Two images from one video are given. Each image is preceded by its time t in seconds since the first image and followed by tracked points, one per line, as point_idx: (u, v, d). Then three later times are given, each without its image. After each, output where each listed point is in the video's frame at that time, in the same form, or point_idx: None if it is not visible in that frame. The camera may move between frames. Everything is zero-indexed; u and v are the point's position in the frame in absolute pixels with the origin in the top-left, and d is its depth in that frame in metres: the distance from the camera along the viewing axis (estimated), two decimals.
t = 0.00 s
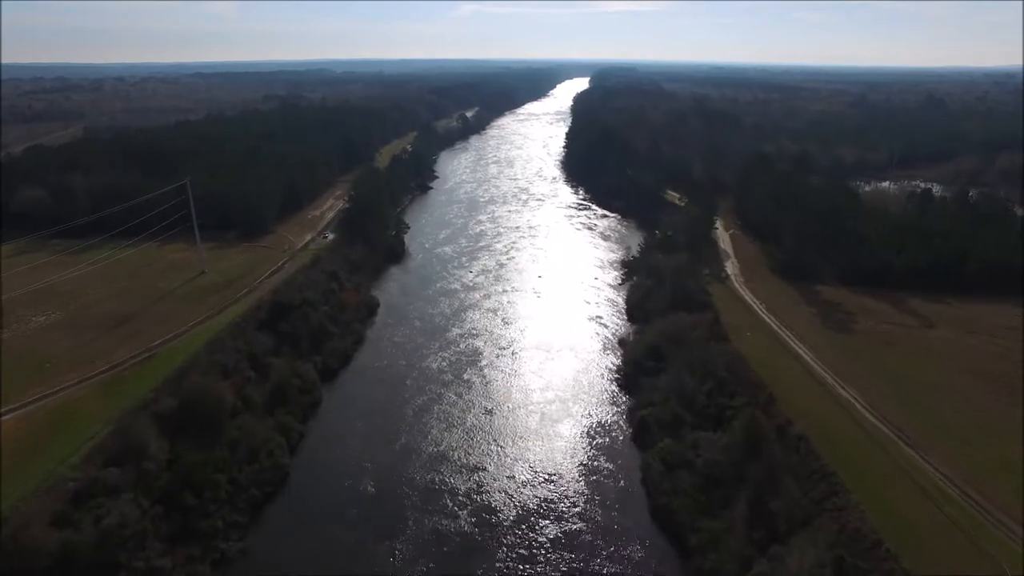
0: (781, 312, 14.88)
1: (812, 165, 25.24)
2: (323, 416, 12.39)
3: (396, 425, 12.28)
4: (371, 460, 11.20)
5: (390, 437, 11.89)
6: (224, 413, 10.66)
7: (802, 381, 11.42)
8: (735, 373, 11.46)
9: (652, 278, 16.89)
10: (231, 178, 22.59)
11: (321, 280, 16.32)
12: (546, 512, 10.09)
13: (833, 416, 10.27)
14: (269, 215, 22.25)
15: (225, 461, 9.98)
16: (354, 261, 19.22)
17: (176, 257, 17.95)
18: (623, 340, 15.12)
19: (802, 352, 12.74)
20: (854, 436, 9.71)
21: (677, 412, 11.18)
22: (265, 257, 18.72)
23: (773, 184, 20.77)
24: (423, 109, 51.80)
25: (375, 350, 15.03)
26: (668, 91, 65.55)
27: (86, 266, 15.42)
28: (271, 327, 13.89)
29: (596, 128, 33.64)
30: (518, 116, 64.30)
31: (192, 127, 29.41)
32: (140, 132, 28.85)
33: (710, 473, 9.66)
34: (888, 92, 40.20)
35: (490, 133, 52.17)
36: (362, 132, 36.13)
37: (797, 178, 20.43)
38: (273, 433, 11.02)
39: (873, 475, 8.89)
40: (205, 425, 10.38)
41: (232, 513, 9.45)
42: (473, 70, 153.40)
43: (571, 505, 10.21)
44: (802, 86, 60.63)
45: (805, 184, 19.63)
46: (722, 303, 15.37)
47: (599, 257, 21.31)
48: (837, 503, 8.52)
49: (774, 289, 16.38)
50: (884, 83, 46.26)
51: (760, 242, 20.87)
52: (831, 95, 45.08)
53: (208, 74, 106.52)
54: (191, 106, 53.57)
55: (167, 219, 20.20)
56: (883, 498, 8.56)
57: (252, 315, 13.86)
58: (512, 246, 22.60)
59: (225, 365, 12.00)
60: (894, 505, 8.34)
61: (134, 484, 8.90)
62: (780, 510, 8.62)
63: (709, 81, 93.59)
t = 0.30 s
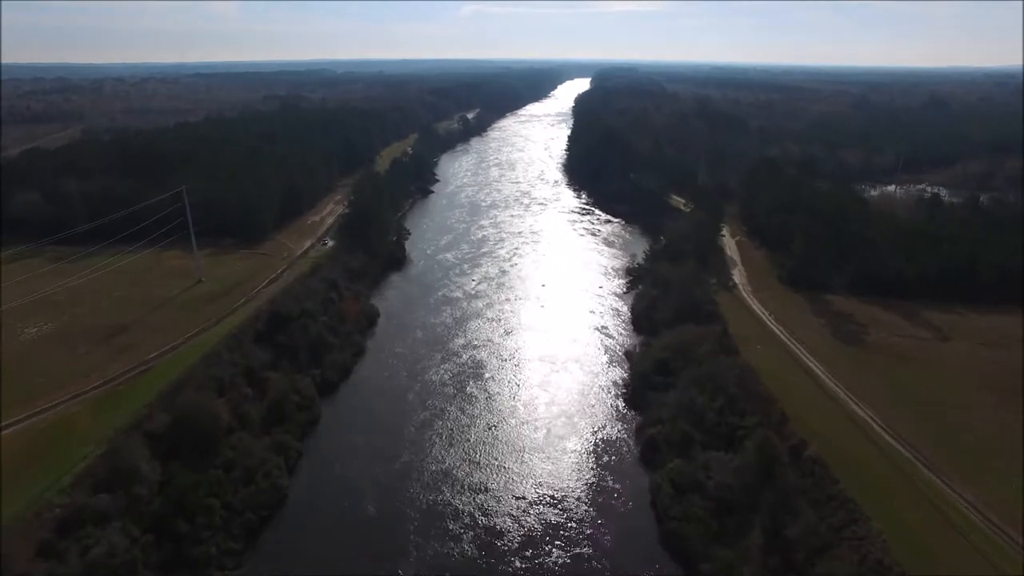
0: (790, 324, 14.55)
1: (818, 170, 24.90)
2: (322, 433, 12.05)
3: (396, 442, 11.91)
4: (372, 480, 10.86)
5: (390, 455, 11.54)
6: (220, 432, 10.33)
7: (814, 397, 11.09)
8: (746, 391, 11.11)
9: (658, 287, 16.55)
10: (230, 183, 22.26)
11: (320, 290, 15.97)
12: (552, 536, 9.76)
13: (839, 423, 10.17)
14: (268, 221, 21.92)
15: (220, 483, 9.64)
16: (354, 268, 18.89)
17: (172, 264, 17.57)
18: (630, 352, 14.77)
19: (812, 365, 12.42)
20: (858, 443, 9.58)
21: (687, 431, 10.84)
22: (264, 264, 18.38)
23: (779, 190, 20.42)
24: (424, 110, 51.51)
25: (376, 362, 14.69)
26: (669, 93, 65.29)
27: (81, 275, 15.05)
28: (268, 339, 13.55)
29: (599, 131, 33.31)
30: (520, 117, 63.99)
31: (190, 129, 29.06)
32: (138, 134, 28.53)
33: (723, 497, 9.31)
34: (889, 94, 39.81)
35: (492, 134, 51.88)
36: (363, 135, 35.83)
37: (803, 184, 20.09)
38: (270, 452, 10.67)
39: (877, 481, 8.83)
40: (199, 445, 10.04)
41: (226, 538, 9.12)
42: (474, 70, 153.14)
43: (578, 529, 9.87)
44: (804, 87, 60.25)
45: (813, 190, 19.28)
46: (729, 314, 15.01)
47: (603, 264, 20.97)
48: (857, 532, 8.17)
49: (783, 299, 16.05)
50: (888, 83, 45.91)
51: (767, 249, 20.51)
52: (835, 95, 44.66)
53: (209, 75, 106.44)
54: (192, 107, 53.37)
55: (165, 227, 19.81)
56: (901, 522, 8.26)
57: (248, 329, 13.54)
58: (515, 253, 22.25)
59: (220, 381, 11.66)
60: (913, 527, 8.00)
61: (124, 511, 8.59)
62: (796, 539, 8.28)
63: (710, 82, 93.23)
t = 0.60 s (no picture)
0: (800, 334, 14.27)
1: (824, 173, 24.59)
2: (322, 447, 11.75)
3: (398, 456, 11.63)
4: (373, 498, 10.55)
5: (392, 470, 11.25)
6: (215, 449, 10.06)
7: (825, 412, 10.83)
8: (757, 405, 10.82)
9: (664, 295, 16.26)
10: (228, 188, 22.02)
11: (319, 298, 15.69)
12: (558, 557, 9.48)
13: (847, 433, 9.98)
14: (267, 226, 21.66)
15: (215, 503, 9.36)
16: (354, 275, 18.62)
17: (169, 270, 17.25)
18: (636, 363, 14.48)
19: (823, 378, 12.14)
20: (868, 450, 9.39)
21: (697, 447, 10.55)
22: (262, 270, 18.12)
23: (785, 195, 20.10)
24: (425, 112, 51.26)
25: (377, 373, 14.39)
26: (671, 94, 65.00)
27: (75, 284, 14.74)
28: (266, 351, 13.28)
29: (601, 133, 33.01)
30: (521, 118, 63.72)
31: (188, 131, 28.79)
32: (137, 137, 28.30)
33: (735, 517, 9.04)
34: (895, 94, 39.44)
35: (493, 136, 51.63)
36: (364, 137, 35.61)
37: (810, 189, 19.78)
38: (268, 470, 10.39)
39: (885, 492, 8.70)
40: (194, 463, 9.77)
41: (221, 561, 8.83)
42: (476, 71, 152.79)
43: (584, 549, 9.60)
44: (807, 87, 59.92)
45: (820, 195, 18.98)
46: (736, 324, 14.72)
47: (607, 270, 20.67)
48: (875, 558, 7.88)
49: (792, 308, 15.76)
50: (891, 84, 45.59)
51: (773, 255, 20.20)
52: (838, 96, 44.31)
53: (210, 77, 106.10)
54: (192, 109, 53.18)
55: (161, 234, 19.33)
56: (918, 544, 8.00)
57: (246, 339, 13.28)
58: (518, 258, 21.97)
59: (217, 395, 11.40)
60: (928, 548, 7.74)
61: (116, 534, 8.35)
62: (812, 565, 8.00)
63: (712, 83, 92.79)
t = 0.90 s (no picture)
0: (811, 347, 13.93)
1: (830, 177, 24.26)
2: (321, 465, 11.45)
3: (399, 473, 11.32)
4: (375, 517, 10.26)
5: (394, 489, 10.94)
6: (212, 470, 9.78)
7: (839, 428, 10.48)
8: (769, 424, 10.52)
9: (670, 305, 15.97)
10: (226, 192, 21.74)
11: (319, 308, 15.37)
12: None
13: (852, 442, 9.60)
14: (266, 232, 21.37)
15: (211, 528, 9.10)
16: (354, 283, 18.34)
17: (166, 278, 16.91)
18: (643, 376, 14.18)
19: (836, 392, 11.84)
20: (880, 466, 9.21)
21: (707, 467, 10.27)
22: (261, 278, 17.82)
23: (793, 201, 19.75)
24: (426, 114, 51.01)
25: (378, 385, 14.06)
26: (672, 95, 64.64)
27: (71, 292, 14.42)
28: (264, 363, 12.97)
29: (603, 136, 32.70)
30: (522, 120, 63.42)
31: (187, 133, 28.44)
32: (135, 140, 28.05)
33: (749, 542, 8.74)
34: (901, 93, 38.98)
35: (494, 138, 51.36)
36: (364, 140, 35.35)
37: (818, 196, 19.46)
38: (265, 490, 10.11)
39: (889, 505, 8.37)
40: (189, 485, 9.51)
41: None
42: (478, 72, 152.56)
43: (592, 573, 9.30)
44: (810, 87, 59.46)
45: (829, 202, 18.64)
46: (745, 335, 14.40)
47: (611, 278, 20.38)
48: None
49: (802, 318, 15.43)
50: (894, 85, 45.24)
51: (782, 263, 19.84)
52: (843, 95, 43.86)
53: (210, 78, 105.88)
54: (192, 111, 53.02)
55: (160, 241, 18.88)
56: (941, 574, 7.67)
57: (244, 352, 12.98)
58: (521, 265, 21.64)
59: (214, 412, 11.10)
60: None
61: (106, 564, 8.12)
62: None
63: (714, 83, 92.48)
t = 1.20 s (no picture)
0: (824, 360, 13.60)
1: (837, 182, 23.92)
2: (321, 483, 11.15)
3: (401, 492, 10.99)
4: (377, 539, 9.94)
5: (396, 509, 10.63)
6: (207, 493, 9.52)
7: (854, 445, 10.07)
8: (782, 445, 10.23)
9: (677, 317, 15.67)
10: (226, 199, 21.49)
11: (320, 320, 15.07)
12: None
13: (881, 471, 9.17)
14: (266, 239, 21.12)
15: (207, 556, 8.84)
16: (355, 293, 18.07)
17: (163, 288, 16.59)
18: (650, 389, 13.87)
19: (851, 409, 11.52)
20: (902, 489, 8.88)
21: (719, 489, 9.98)
22: (260, 287, 17.55)
23: (802, 208, 19.43)
24: (428, 117, 50.81)
25: (380, 398, 13.75)
26: (674, 98, 64.38)
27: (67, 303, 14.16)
28: (263, 378, 12.69)
29: (606, 141, 32.41)
30: (524, 123, 63.18)
31: (186, 138, 28.16)
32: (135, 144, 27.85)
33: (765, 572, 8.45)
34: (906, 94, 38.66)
35: (496, 141, 51.12)
36: (365, 145, 35.13)
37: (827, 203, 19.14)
38: (263, 514, 9.85)
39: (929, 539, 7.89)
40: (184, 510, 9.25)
41: None
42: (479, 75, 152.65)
43: None
44: (814, 89, 59.10)
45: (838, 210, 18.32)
46: (755, 348, 14.07)
47: (616, 286, 20.07)
48: None
49: (813, 330, 15.12)
50: (899, 87, 44.91)
51: (791, 271, 19.50)
52: (848, 98, 43.47)
53: (213, 82, 105.86)
54: (193, 114, 52.90)
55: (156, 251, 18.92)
56: None
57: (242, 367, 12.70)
58: (524, 273, 21.31)
59: (210, 431, 10.83)
60: None
61: None
62: None
63: (716, 86, 92.03)
